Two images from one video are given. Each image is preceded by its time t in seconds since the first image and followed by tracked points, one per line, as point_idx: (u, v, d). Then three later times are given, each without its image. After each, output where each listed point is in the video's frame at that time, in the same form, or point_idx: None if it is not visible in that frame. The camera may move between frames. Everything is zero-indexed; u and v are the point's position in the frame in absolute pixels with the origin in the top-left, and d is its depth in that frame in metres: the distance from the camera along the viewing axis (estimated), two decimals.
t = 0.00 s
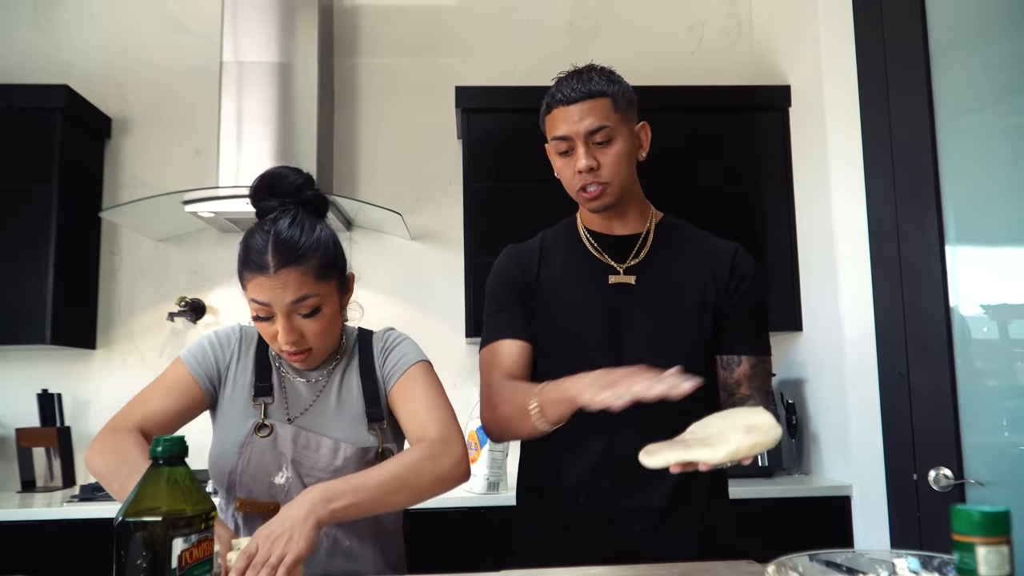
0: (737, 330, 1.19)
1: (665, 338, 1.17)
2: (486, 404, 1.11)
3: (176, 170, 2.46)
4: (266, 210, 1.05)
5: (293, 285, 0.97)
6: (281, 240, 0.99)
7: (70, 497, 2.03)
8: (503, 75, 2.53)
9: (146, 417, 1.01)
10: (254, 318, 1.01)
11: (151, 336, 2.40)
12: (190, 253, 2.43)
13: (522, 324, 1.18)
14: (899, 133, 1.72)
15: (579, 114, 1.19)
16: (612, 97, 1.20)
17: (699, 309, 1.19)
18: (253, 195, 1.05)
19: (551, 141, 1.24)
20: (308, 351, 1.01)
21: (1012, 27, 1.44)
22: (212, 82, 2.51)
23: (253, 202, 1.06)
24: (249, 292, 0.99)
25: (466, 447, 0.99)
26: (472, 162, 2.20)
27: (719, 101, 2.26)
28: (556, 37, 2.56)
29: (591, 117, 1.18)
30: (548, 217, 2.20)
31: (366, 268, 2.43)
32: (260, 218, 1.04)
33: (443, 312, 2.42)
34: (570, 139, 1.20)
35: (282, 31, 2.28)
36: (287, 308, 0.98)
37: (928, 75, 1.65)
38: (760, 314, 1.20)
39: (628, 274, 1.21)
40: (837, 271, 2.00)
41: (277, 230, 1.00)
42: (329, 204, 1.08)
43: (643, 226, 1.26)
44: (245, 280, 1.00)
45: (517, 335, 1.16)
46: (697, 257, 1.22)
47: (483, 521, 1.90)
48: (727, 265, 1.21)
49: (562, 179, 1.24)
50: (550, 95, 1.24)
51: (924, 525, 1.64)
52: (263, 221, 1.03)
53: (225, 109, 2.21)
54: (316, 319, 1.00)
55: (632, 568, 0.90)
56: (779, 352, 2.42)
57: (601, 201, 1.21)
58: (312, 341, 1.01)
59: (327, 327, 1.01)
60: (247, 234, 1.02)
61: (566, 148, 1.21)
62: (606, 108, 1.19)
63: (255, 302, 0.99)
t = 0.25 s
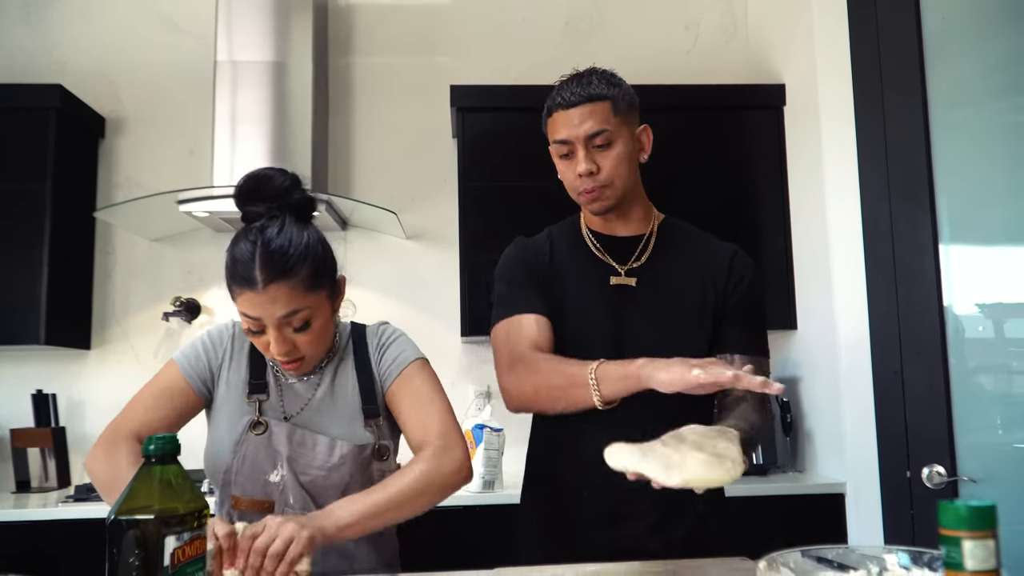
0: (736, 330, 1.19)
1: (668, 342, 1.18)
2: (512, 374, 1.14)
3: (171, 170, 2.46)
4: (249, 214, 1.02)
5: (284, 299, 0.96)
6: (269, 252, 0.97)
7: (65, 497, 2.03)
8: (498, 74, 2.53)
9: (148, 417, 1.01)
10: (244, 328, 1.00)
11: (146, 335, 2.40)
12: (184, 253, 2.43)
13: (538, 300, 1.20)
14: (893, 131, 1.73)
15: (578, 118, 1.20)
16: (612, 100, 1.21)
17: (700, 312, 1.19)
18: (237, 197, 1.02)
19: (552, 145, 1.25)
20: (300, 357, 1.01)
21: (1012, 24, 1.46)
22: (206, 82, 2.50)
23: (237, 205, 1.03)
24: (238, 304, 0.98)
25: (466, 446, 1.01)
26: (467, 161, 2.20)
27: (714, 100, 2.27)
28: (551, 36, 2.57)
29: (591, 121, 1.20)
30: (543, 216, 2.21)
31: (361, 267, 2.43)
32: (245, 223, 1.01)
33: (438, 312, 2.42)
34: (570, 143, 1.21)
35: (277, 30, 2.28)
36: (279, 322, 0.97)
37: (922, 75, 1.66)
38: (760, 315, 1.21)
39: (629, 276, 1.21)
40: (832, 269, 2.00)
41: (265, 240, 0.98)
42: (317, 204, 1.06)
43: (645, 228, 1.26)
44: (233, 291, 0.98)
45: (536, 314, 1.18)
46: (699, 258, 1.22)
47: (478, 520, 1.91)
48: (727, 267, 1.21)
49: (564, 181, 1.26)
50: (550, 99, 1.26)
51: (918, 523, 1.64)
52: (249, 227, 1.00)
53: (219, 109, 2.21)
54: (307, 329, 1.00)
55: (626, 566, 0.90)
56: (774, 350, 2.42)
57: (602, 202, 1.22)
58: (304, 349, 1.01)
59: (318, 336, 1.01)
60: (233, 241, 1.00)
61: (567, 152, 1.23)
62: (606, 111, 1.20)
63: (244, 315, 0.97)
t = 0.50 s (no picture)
0: (737, 326, 1.22)
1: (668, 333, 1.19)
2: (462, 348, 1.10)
3: (161, 168, 2.45)
4: (242, 207, 1.04)
5: (275, 285, 0.98)
6: (262, 240, 0.99)
7: (56, 496, 2.02)
8: (490, 71, 2.53)
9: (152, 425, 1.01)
10: (235, 318, 1.01)
11: (137, 334, 2.39)
12: (175, 251, 2.42)
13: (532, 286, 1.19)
14: (884, 128, 1.73)
15: (592, 110, 1.21)
16: (625, 95, 1.22)
17: (701, 305, 1.21)
18: (229, 192, 1.04)
19: (564, 138, 1.25)
20: (290, 348, 1.02)
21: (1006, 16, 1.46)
22: (197, 79, 2.50)
23: (229, 199, 1.05)
24: (230, 293, 0.99)
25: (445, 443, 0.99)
26: (459, 159, 2.20)
27: (705, 97, 2.27)
28: (543, 33, 2.56)
29: (605, 113, 1.20)
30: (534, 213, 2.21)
31: (353, 265, 2.42)
32: (238, 216, 1.03)
33: (430, 309, 2.42)
34: (584, 135, 1.21)
35: (269, 28, 2.27)
36: (270, 308, 0.98)
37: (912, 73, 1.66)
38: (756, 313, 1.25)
39: (630, 271, 1.22)
40: (823, 266, 2.01)
41: (257, 229, 1.00)
42: (307, 201, 1.08)
43: (649, 224, 1.27)
44: (225, 280, 1.00)
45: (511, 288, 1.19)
46: (703, 258, 1.25)
47: (470, 517, 1.91)
48: (727, 266, 1.25)
49: (573, 175, 1.26)
50: (563, 92, 1.26)
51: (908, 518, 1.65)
52: (241, 219, 1.02)
53: (210, 106, 2.20)
54: (298, 318, 1.00)
55: (615, 562, 0.91)
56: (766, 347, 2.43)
57: (614, 196, 1.22)
58: (295, 339, 1.01)
59: (310, 326, 1.02)
60: (225, 234, 1.01)
61: (579, 144, 1.23)
62: (619, 104, 1.21)
63: (237, 303, 0.99)
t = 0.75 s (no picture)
0: (730, 322, 1.23)
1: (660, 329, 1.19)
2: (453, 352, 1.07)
3: (153, 162, 2.44)
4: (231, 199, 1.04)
5: (261, 277, 0.97)
6: (247, 231, 0.98)
7: (49, 489, 2.02)
8: (483, 65, 2.53)
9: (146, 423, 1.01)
10: (223, 311, 1.01)
11: (130, 328, 2.38)
12: (167, 245, 2.42)
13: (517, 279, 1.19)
14: (877, 123, 1.73)
15: (586, 97, 1.23)
16: (619, 85, 1.24)
17: (694, 300, 1.21)
18: (217, 184, 1.04)
19: (558, 126, 1.27)
20: (278, 340, 1.01)
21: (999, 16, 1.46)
22: (190, 72, 2.48)
23: (218, 193, 1.06)
24: (217, 285, 0.99)
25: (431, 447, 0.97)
26: (452, 152, 2.19)
27: (699, 91, 2.27)
28: (536, 26, 2.56)
29: (598, 101, 1.23)
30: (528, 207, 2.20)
31: (346, 259, 2.42)
32: (225, 208, 1.03)
33: (423, 303, 2.42)
34: (578, 122, 1.23)
35: (262, 21, 2.26)
36: (256, 300, 0.97)
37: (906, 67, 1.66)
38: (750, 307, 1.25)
39: (625, 264, 1.22)
40: (816, 260, 2.01)
41: (243, 220, 0.99)
42: (295, 194, 1.08)
43: (640, 216, 1.28)
44: (212, 272, 0.99)
45: (496, 284, 1.17)
46: (697, 255, 1.25)
47: (463, 511, 1.91)
48: (722, 261, 1.25)
49: (567, 163, 1.27)
50: (559, 81, 1.28)
51: (901, 512, 1.65)
52: (227, 211, 1.02)
53: (203, 99, 2.19)
54: (286, 309, 1.00)
55: (607, 556, 0.91)
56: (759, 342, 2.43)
57: (605, 182, 1.23)
58: (283, 332, 1.01)
59: (298, 318, 1.01)
60: (212, 225, 1.01)
61: (572, 131, 1.25)
62: (613, 94, 1.23)
63: (223, 295, 0.98)
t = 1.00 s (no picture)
0: (717, 314, 1.22)
1: (646, 317, 1.18)
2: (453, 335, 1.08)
3: (153, 154, 2.44)
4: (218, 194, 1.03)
5: (250, 277, 0.97)
6: (233, 230, 0.97)
7: (51, 480, 2.02)
8: (483, 57, 2.52)
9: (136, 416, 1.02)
10: (213, 309, 1.00)
11: (131, 320, 2.38)
12: (168, 237, 2.41)
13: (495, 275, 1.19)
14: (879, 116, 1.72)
15: (565, 83, 1.23)
16: (600, 71, 1.24)
17: (682, 291, 1.20)
18: (205, 178, 1.04)
19: (539, 114, 1.27)
20: (270, 340, 1.01)
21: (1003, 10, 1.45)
22: (189, 65, 2.48)
23: (207, 183, 1.05)
24: (206, 283, 0.99)
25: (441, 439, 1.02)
26: (453, 145, 2.19)
27: (701, 84, 2.26)
28: (536, 18, 2.55)
29: (578, 86, 1.23)
30: (529, 200, 2.20)
31: (347, 252, 2.41)
32: (212, 205, 1.02)
33: (424, 296, 2.42)
34: (557, 108, 1.24)
35: (262, 13, 2.25)
36: (245, 301, 0.97)
37: (908, 61, 1.66)
38: (731, 297, 1.25)
39: (613, 251, 1.22)
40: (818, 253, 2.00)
41: (230, 218, 0.99)
42: (285, 186, 1.07)
43: (626, 204, 1.27)
44: (201, 271, 0.99)
45: (480, 279, 1.16)
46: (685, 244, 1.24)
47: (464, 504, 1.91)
48: (709, 254, 1.24)
49: (550, 151, 1.27)
50: (540, 71, 1.29)
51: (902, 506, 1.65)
52: (214, 207, 1.01)
53: (203, 91, 2.18)
54: (276, 309, 0.99)
55: (606, 550, 0.90)
56: (760, 335, 2.43)
57: (587, 167, 1.22)
58: (274, 331, 1.01)
59: (288, 316, 1.01)
60: (201, 220, 1.01)
61: (552, 118, 1.25)
62: (593, 80, 1.23)
63: (212, 296, 0.98)
